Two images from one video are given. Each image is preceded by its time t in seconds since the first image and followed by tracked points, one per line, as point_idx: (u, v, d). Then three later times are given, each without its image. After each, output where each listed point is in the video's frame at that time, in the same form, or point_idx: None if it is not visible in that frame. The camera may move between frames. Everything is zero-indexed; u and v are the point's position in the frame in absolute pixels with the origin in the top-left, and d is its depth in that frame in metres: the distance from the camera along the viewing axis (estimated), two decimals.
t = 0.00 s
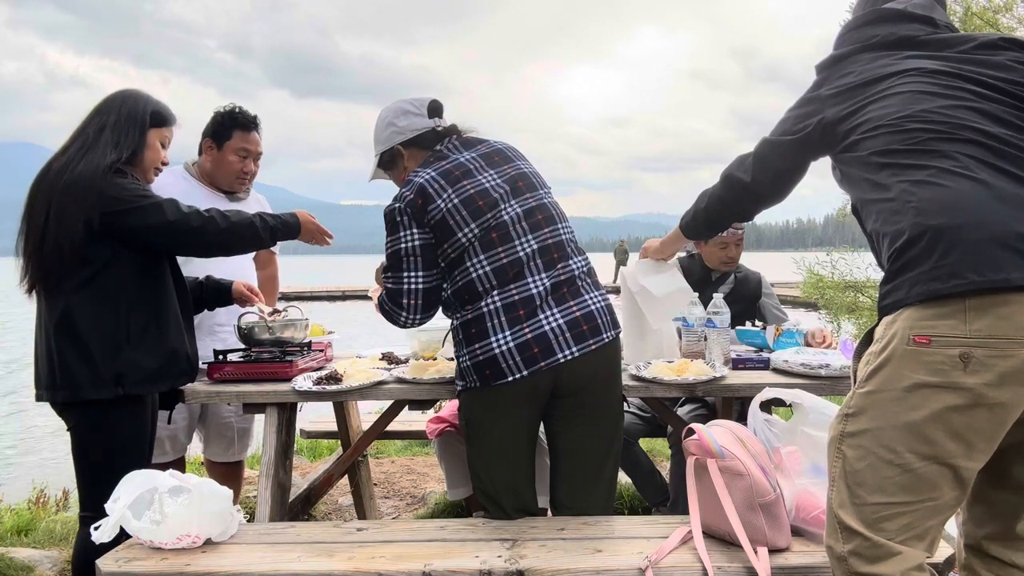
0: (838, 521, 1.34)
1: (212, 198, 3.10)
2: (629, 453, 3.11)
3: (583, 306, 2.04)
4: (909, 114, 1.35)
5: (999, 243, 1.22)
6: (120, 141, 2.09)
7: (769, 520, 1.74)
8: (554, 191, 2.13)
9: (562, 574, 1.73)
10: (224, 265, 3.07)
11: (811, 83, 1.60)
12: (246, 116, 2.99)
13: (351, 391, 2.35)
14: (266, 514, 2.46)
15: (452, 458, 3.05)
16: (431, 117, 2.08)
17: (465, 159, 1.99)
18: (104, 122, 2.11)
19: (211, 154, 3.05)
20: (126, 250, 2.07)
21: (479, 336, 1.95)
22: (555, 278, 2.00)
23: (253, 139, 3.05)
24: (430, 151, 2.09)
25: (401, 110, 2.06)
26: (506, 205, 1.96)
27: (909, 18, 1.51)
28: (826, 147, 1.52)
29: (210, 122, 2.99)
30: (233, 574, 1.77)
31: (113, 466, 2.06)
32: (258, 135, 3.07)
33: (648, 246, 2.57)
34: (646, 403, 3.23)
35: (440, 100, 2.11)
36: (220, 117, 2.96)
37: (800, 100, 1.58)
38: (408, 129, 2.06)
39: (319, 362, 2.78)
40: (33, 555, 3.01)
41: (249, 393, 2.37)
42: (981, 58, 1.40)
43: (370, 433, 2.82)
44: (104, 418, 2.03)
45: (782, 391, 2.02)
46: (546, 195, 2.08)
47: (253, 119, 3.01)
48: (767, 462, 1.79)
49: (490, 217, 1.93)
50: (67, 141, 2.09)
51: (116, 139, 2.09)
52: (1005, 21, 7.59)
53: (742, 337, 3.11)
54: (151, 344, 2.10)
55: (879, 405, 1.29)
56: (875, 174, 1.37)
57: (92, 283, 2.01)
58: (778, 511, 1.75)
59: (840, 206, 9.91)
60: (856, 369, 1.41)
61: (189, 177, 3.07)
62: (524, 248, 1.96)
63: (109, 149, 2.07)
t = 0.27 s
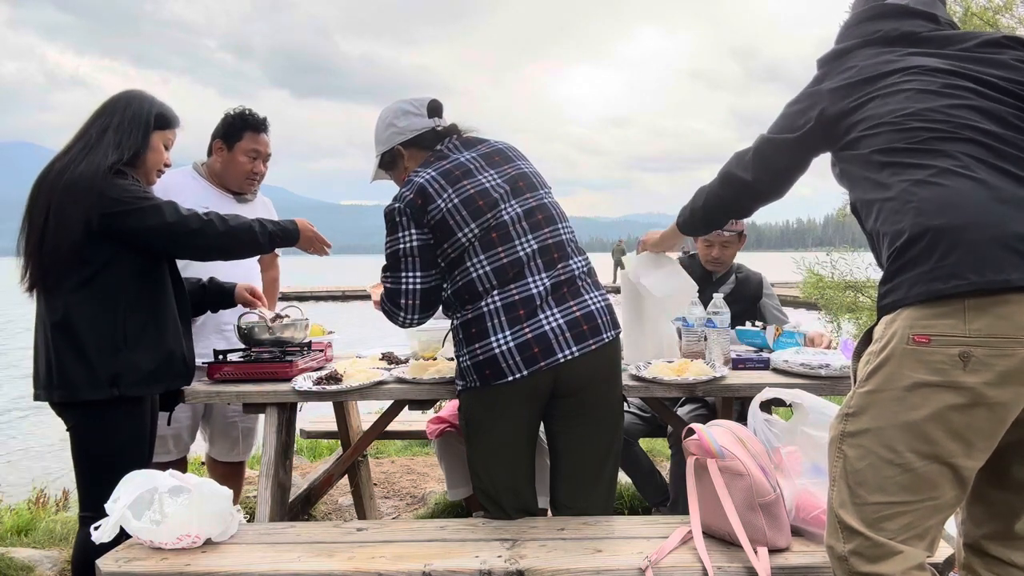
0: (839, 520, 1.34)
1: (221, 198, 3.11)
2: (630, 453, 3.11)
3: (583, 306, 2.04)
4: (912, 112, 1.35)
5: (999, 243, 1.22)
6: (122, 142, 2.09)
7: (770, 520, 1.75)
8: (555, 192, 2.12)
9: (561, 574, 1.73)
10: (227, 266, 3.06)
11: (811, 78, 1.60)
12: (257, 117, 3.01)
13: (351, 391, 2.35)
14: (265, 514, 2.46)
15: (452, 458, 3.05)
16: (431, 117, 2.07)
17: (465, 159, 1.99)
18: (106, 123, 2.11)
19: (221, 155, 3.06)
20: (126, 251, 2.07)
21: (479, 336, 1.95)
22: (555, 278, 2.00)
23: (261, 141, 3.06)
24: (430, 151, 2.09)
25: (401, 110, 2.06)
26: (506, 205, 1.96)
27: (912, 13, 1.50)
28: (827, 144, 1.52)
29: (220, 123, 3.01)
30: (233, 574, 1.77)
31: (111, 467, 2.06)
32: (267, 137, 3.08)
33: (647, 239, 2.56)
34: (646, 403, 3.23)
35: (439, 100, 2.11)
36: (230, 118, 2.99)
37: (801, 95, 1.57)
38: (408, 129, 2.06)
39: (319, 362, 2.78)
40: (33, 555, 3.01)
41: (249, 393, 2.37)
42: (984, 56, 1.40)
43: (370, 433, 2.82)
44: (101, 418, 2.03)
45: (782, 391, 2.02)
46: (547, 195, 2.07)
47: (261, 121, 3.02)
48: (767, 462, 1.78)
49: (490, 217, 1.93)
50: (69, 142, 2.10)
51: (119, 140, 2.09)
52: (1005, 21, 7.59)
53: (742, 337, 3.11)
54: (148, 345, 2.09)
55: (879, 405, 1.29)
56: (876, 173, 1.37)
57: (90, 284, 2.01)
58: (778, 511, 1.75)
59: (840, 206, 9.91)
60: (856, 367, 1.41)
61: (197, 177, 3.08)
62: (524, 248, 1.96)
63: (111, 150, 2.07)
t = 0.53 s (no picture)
0: (838, 519, 1.34)
1: (227, 198, 3.11)
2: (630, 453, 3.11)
3: (582, 306, 2.04)
4: (919, 110, 1.34)
5: (997, 244, 1.22)
6: (122, 143, 2.10)
7: (770, 520, 1.75)
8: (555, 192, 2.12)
9: (561, 574, 1.73)
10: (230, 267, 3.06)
11: (814, 59, 1.57)
12: (260, 117, 3.02)
13: (351, 391, 2.34)
14: (265, 514, 2.46)
15: (452, 458, 3.05)
16: (431, 116, 2.08)
17: (465, 159, 1.99)
18: (107, 124, 2.12)
19: (226, 155, 3.06)
20: (124, 252, 2.07)
21: (479, 336, 1.95)
22: (555, 278, 2.00)
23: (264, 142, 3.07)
24: (430, 151, 2.09)
25: (401, 110, 2.07)
26: (506, 205, 1.96)
27: None
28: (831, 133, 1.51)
29: (224, 124, 3.02)
30: (233, 574, 1.77)
31: (107, 468, 2.06)
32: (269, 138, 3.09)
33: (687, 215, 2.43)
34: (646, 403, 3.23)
35: (440, 100, 2.11)
36: (234, 119, 3.00)
37: (804, 76, 1.54)
38: (408, 129, 2.06)
39: (319, 362, 2.78)
40: (33, 555, 3.00)
41: (248, 393, 2.37)
42: (988, 50, 1.39)
43: (370, 433, 2.82)
44: (96, 419, 2.03)
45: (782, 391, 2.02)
46: (547, 195, 2.08)
47: (263, 121, 3.03)
48: (767, 462, 1.78)
49: (490, 217, 1.93)
50: (69, 143, 2.10)
51: (119, 141, 2.09)
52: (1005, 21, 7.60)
53: (743, 337, 3.11)
54: (146, 346, 2.09)
55: (876, 404, 1.29)
56: (877, 170, 1.36)
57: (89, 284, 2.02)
58: (778, 511, 1.75)
59: (840, 207, 9.92)
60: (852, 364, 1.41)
61: (202, 177, 3.08)
62: (524, 249, 1.96)
63: (112, 151, 2.07)
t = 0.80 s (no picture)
0: (837, 520, 1.33)
1: (229, 198, 3.11)
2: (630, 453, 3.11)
3: (583, 306, 2.04)
4: (933, 101, 1.30)
5: (1003, 250, 1.22)
6: (131, 144, 2.11)
7: (770, 520, 1.75)
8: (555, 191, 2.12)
9: (561, 574, 1.73)
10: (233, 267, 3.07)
11: (825, 27, 1.48)
12: (262, 117, 3.02)
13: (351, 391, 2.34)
14: (265, 514, 2.46)
15: (452, 458, 3.05)
16: (431, 116, 2.08)
17: (466, 158, 1.99)
18: (114, 126, 2.13)
19: (228, 155, 3.06)
20: (132, 252, 2.08)
21: (479, 336, 1.95)
22: (555, 278, 2.00)
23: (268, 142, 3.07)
24: (431, 150, 2.09)
25: (402, 110, 2.07)
26: (506, 206, 1.96)
27: None
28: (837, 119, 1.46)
29: (226, 124, 3.02)
30: (233, 574, 1.77)
31: (107, 467, 2.06)
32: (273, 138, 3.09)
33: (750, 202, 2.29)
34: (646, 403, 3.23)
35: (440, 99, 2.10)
36: (236, 119, 3.00)
37: (814, 48, 1.46)
38: (408, 129, 2.06)
39: (319, 362, 2.78)
40: (33, 555, 3.00)
41: (248, 393, 2.37)
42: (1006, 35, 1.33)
43: (370, 433, 2.82)
44: (96, 417, 2.03)
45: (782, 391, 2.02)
46: (547, 195, 2.08)
47: (267, 122, 3.04)
48: (767, 462, 1.78)
49: (491, 218, 1.93)
50: (77, 144, 2.11)
51: (127, 142, 2.11)
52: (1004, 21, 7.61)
53: (743, 337, 3.11)
54: (147, 346, 2.08)
55: (876, 406, 1.28)
56: (885, 165, 1.33)
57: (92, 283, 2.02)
58: (778, 511, 1.75)
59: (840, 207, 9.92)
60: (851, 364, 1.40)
61: (205, 178, 3.08)
62: (524, 249, 1.96)
63: (120, 153, 2.08)
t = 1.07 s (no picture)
0: (836, 527, 1.33)
1: (229, 198, 3.12)
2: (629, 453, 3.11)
3: (582, 306, 2.04)
4: (961, 96, 1.20)
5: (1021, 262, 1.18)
6: (138, 149, 2.12)
7: (770, 520, 1.74)
8: (554, 191, 2.12)
9: (561, 573, 1.73)
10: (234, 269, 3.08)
11: None
12: (264, 118, 3.02)
13: (351, 390, 2.34)
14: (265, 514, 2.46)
15: (452, 458, 3.05)
16: (431, 115, 2.07)
17: (466, 158, 1.99)
18: (120, 129, 2.13)
19: (230, 156, 3.06)
20: (136, 253, 2.09)
21: (478, 336, 1.95)
22: (555, 278, 2.00)
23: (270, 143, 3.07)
24: (431, 150, 2.09)
25: (402, 109, 2.07)
26: (506, 206, 1.96)
27: None
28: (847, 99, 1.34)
29: (227, 125, 3.01)
30: (233, 574, 1.77)
31: (103, 467, 2.06)
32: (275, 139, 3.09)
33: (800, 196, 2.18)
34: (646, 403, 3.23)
35: (440, 99, 2.10)
36: (238, 119, 3.00)
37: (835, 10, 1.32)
38: (408, 128, 2.06)
39: (319, 362, 2.78)
40: (33, 555, 3.00)
41: (248, 392, 2.37)
42: None
43: (370, 433, 2.82)
44: (93, 416, 2.03)
45: (782, 391, 2.01)
46: (548, 195, 2.08)
47: (269, 122, 3.03)
48: (767, 462, 1.78)
49: (491, 218, 1.93)
50: (82, 146, 2.11)
51: (132, 146, 2.11)
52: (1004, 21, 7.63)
53: (743, 337, 3.11)
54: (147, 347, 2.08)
55: (880, 413, 1.26)
56: (904, 159, 1.23)
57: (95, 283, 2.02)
58: (778, 511, 1.75)
59: (840, 207, 9.92)
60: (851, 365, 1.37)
61: (206, 179, 3.08)
62: (524, 249, 1.96)
63: (127, 157, 2.09)
